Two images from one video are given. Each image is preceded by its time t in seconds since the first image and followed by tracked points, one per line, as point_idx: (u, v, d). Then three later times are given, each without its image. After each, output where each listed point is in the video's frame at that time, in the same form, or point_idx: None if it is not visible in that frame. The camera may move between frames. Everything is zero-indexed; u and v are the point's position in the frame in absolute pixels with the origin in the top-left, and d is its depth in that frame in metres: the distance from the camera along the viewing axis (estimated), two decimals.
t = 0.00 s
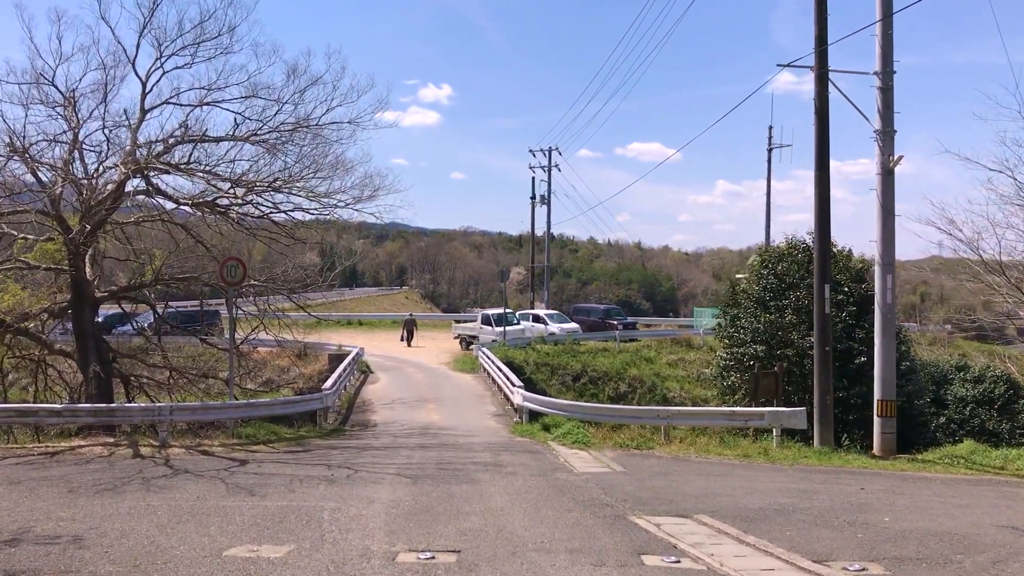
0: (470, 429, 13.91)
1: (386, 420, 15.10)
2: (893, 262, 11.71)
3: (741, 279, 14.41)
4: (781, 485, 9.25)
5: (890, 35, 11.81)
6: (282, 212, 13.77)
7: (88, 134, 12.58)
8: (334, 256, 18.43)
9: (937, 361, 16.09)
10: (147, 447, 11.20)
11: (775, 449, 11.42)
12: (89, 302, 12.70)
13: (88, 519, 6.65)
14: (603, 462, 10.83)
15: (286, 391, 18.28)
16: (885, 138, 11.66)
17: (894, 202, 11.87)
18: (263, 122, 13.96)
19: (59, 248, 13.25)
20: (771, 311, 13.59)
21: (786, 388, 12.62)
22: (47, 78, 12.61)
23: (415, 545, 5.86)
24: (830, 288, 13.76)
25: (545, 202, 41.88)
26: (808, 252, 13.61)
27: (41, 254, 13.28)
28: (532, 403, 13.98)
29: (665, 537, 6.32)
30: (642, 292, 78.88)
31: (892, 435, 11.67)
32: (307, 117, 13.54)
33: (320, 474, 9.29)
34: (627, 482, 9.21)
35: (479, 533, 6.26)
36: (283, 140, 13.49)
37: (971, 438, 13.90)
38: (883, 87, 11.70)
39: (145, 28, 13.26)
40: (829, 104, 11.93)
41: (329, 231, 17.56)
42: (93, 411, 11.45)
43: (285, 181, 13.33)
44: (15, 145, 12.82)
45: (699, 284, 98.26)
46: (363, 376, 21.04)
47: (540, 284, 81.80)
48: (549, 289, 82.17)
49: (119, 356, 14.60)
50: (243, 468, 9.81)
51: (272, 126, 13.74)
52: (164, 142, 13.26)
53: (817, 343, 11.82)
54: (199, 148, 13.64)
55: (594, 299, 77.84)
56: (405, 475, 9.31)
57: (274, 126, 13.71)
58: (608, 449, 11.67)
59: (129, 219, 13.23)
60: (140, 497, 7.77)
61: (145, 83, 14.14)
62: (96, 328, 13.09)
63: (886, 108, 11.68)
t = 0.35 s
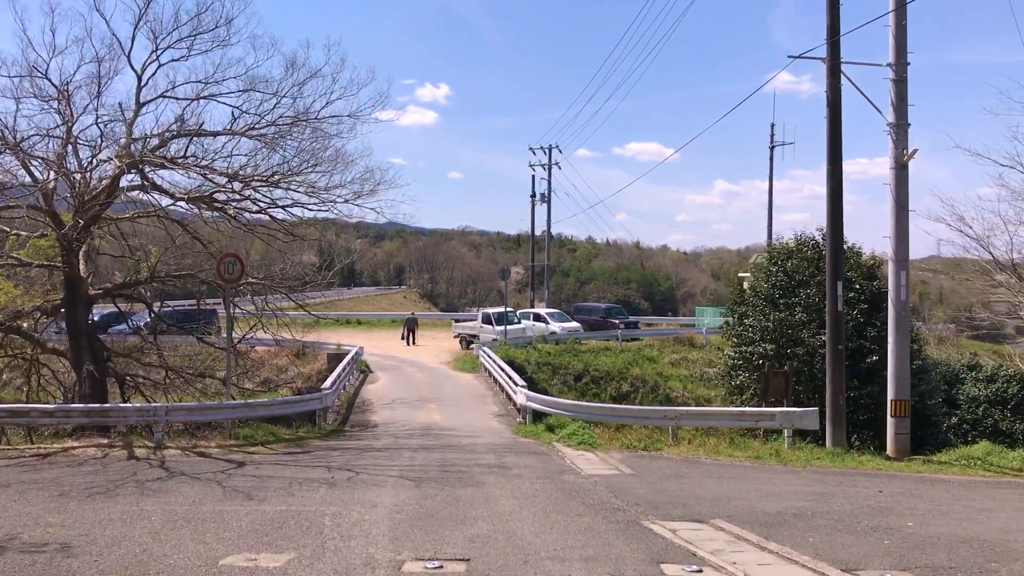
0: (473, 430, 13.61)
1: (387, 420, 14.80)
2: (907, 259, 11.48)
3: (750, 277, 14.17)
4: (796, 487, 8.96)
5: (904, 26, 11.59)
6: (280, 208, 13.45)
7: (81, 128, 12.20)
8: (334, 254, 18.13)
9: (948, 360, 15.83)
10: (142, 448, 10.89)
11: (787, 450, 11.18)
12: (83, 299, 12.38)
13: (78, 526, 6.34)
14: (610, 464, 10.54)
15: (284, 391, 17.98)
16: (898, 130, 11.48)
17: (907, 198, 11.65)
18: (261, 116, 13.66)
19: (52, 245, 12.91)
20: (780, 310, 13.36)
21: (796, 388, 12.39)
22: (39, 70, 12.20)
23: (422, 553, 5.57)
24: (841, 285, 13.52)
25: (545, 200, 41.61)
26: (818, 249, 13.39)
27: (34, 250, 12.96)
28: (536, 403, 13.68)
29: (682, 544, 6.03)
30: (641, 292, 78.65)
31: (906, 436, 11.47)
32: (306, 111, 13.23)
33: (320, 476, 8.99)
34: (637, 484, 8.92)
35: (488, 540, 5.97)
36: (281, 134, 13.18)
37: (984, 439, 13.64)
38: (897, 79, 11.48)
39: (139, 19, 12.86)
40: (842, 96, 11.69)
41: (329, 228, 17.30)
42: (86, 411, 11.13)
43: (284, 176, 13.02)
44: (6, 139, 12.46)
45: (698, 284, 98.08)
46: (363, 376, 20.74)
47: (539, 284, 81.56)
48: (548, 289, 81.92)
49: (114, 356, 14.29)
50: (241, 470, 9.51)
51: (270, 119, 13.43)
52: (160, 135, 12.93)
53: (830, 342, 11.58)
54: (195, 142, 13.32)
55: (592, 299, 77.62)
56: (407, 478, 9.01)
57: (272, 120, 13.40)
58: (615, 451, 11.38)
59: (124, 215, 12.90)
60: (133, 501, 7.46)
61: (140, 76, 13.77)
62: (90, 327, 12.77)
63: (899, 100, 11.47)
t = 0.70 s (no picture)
0: (479, 430, 13.34)
1: (391, 420, 14.54)
2: (926, 255, 11.23)
3: (762, 275, 13.97)
4: (817, 490, 8.69)
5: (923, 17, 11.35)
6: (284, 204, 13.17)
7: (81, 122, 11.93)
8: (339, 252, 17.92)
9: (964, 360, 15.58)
10: (142, 450, 10.62)
11: (804, 451, 10.94)
12: (82, 298, 12.10)
13: (75, 532, 6.06)
14: (623, 466, 10.27)
15: (286, 391, 17.71)
16: (917, 124, 11.22)
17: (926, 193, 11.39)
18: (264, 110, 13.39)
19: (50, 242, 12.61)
20: (794, 308, 13.14)
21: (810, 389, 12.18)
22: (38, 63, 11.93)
23: (437, 562, 5.29)
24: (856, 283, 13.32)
25: (547, 199, 41.34)
26: (833, 246, 13.20)
27: (32, 247, 12.67)
28: (544, 403, 13.40)
29: (709, 552, 5.77)
30: (643, 291, 78.42)
31: (925, 437, 11.23)
32: (310, 104, 12.96)
33: (325, 479, 8.72)
34: (653, 488, 8.65)
35: (505, 548, 5.70)
36: (284, 129, 12.92)
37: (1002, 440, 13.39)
38: (915, 72, 11.24)
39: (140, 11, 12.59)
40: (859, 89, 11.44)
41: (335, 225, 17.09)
42: (85, 412, 10.84)
43: (287, 171, 12.74)
44: (3, 133, 12.16)
45: (698, 283, 97.87)
46: (366, 375, 20.47)
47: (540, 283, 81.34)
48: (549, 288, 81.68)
49: (114, 355, 14.01)
50: (243, 473, 9.23)
51: (273, 113, 13.16)
52: (160, 130, 12.64)
53: (847, 341, 11.35)
54: (197, 137, 13.03)
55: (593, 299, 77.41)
56: (416, 480, 8.73)
57: (275, 114, 13.12)
58: (627, 452, 11.11)
59: (123, 211, 12.61)
60: (133, 505, 7.18)
61: (140, 69, 13.49)
62: (88, 326, 12.48)
63: (918, 93, 11.24)
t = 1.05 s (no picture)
0: (487, 433, 13.06)
1: (397, 422, 14.27)
2: (947, 254, 10.96)
3: (776, 275, 13.74)
4: (839, 497, 8.40)
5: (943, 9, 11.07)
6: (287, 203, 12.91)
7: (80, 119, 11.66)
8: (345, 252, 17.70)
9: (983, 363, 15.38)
10: (143, 454, 10.36)
11: (821, 456, 10.67)
12: (82, 297, 11.86)
13: (70, 543, 5.79)
14: (636, 470, 10.00)
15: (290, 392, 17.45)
16: (938, 120, 10.94)
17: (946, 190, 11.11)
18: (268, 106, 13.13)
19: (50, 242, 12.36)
20: (809, 309, 12.90)
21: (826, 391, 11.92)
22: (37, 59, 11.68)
23: None
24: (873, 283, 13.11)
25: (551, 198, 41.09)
26: (848, 245, 12.99)
27: (31, 246, 12.43)
28: (553, 405, 13.11)
29: (734, 564, 5.50)
30: (646, 292, 78.09)
31: (946, 441, 10.96)
32: (314, 100, 12.71)
33: (331, 484, 8.45)
34: (669, 494, 8.38)
35: (521, 560, 5.43)
36: (288, 125, 12.65)
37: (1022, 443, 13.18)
38: (935, 65, 10.97)
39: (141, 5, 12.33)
40: (877, 84, 11.16)
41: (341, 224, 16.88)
42: (84, 414, 10.57)
43: (290, 168, 12.48)
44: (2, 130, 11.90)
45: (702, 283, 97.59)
46: (370, 376, 20.21)
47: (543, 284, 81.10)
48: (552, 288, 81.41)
49: (114, 356, 13.76)
50: (246, 478, 8.96)
51: (277, 110, 12.90)
52: (161, 126, 12.37)
53: (865, 342, 11.09)
54: (198, 133, 12.77)
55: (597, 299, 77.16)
56: (423, 486, 8.46)
57: (278, 110, 12.86)
58: (639, 456, 10.83)
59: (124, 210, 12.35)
60: (131, 513, 6.91)
61: (141, 65, 13.23)
62: (88, 327, 12.23)
63: (939, 88, 10.97)
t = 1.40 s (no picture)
0: (497, 434, 12.76)
1: (404, 422, 14.00)
2: (972, 250, 10.61)
3: (793, 272, 13.43)
4: (866, 501, 8.08)
5: None
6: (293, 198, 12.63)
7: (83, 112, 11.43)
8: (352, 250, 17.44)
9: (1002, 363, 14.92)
10: (145, 455, 10.10)
11: (842, 458, 10.35)
12: (84, 295, 11.62)
13: (65, 550, 5.52)
14: (652, 473, 9.70)
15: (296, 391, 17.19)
16: (963, 112, 10.61)
17: (971, 185, 10.77)
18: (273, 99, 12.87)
19: (50, 239, 12.10)
20: (827, 306, 12.60)
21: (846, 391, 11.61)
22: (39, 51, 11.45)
23: None
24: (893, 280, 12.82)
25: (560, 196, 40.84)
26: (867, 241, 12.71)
27: (32, 243, 12.19)
28: (564, 405, 12.79)
29: (765, 574, 5.20)
30: (653, 291, 77.69)
31: (971, 443, 10.62)
32: (320, 93, 12.44)
33: (338, 487, 8.16)
34: (689, 498, 8.08)
35: (540, 569, 5.14)
36: (293, 119, 12.39)
37: None
38: (960, 56, 10.62)
39: None
40: (900, 74, 10.82)
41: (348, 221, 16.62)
42: (84, 415, 10.30)
43: (295, 163, 12.21)
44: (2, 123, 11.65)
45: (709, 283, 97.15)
46: (376, 376, 19.94)
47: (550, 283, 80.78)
48: (559, 288, 81.10)
49: (117, 354, 13.52)
50: (250, 480, 8.70)
51: (283, 103, 12.64)
52: (165, 119, 12.11)
53: (887, 340, 10.76)
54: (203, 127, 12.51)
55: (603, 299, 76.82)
56: (434, 489, 8.18)
57: (284, 104, 12.60)
58: (654, 458, 10.53)
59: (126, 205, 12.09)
60: (131, 517, 6.65)
61: (144, 58, 12.97)
62: (90, 324, 11.98)
63: (963, 79, 10.63)
